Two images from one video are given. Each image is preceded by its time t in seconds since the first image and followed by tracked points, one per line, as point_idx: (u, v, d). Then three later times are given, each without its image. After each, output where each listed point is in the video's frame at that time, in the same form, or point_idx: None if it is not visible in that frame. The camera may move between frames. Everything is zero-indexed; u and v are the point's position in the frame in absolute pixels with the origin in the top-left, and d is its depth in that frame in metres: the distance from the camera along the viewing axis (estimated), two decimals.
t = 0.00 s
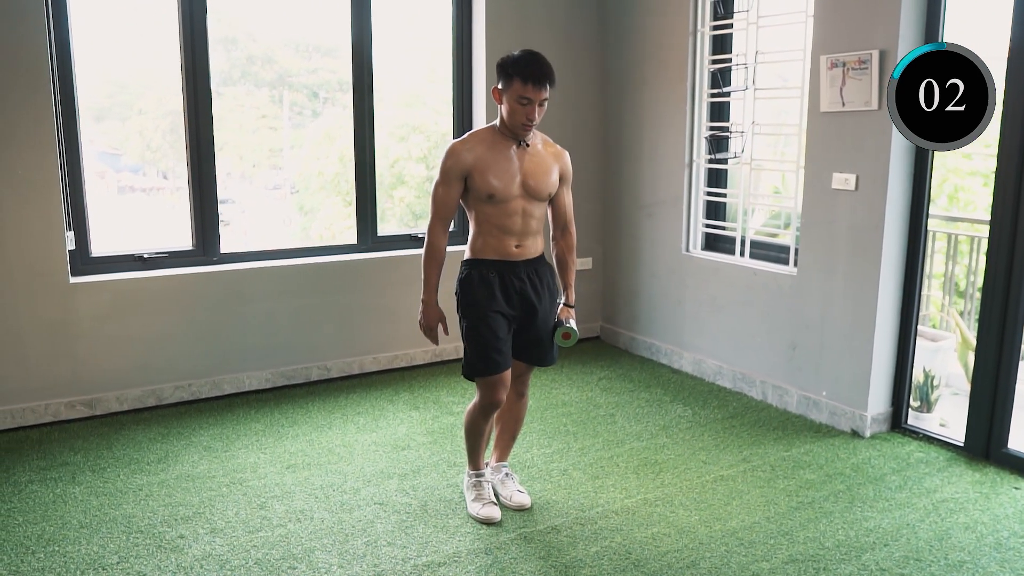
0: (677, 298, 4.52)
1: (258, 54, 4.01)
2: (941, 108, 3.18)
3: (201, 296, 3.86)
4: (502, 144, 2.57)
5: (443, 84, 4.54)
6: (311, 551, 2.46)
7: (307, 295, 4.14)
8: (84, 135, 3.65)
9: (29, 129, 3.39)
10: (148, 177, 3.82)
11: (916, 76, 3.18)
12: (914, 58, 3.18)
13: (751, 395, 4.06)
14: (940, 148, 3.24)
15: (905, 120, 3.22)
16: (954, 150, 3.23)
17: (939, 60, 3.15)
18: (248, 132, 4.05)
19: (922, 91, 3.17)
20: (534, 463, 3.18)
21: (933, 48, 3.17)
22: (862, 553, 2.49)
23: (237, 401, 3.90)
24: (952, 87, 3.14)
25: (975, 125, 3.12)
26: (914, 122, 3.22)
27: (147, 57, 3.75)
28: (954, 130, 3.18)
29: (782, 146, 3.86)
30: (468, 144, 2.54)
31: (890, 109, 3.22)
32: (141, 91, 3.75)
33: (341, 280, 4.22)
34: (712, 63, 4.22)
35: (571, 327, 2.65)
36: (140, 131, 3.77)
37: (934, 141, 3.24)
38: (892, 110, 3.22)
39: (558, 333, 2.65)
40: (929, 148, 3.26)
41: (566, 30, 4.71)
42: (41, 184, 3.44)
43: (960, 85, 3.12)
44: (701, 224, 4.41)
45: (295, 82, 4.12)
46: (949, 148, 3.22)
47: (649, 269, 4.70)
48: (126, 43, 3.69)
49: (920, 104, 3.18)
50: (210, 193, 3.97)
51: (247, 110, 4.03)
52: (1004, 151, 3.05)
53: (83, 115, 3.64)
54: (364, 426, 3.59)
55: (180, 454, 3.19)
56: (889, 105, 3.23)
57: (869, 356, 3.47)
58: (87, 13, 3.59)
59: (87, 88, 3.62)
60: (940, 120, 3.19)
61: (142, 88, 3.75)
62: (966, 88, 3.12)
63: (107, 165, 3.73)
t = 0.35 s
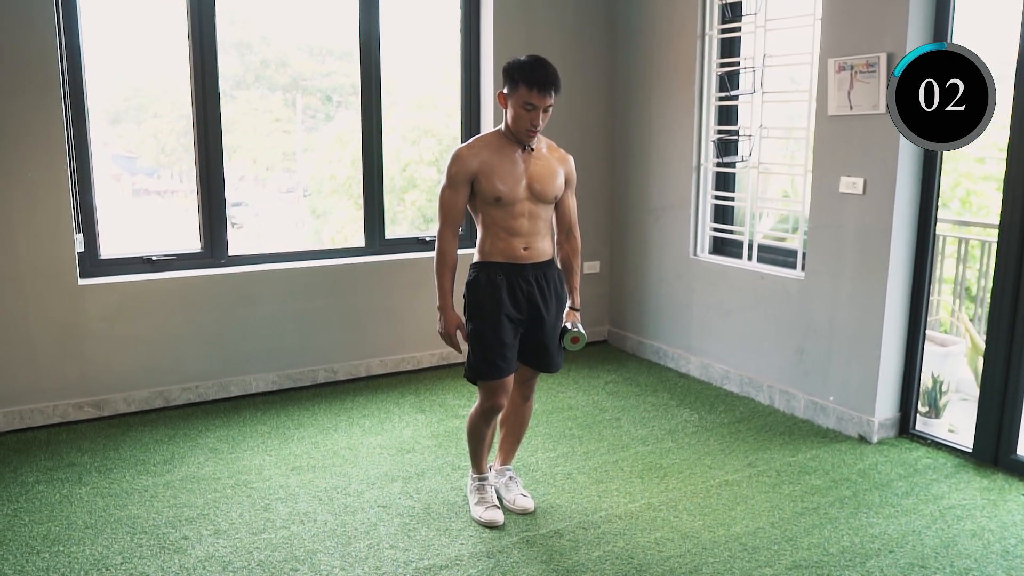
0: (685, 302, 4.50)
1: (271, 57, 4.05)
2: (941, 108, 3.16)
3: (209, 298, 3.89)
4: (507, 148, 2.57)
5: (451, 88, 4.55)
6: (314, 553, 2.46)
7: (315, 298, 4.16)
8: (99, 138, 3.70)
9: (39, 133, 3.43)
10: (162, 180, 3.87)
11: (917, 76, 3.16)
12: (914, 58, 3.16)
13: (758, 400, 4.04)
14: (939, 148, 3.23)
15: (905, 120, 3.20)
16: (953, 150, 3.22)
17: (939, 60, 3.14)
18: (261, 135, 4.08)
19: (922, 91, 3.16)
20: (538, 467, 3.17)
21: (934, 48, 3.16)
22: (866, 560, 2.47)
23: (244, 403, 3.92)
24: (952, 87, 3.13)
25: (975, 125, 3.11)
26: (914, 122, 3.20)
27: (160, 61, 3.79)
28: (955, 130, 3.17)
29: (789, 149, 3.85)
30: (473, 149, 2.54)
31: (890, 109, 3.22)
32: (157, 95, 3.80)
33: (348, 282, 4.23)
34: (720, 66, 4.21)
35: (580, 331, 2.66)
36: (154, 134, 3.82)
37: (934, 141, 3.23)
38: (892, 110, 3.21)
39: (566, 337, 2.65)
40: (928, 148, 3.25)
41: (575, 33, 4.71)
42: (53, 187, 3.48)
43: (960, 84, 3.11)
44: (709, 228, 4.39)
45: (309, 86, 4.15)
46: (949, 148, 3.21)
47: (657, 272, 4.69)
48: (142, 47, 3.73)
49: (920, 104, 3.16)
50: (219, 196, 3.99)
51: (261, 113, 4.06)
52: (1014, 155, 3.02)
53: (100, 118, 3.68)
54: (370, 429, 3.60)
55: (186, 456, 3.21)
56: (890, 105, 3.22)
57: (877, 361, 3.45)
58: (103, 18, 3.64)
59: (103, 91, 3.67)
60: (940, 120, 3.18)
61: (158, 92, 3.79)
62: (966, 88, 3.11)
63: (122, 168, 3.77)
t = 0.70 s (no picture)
0: (689, 304, 4.50)
1: (281, 60, 4.07)
2: (942, 108, 3.14)
3: (214, 299, 3.90)
4: (515, 147, 2.58)
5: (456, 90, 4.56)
6: (314, 553, 2.47)
7: (319, 299, 4.17)
8: (109, 140, 3.73)
9: (45, 135, 3.45)
10: (171, 182, 3.90)
11: (917, 76, 3.15)
12: (914, 58, 3.15)
13: (762, 403, 4.03)
14: (939, 148, 3.21)
15: (905, 120, 3.19)
16: (954, 149, 3.20)
17: (939, 60, 3.13)
18: (271, 137, 4.11)
19: (922, 91, 3.15)
20: (540, 469, 3.17)
21: (934, 48, 3.15)
22: (867, 563, 2.46)
23: (248, 404, 3.93)
24: (952, 87, 3.12)
25: (975, 125, 3.10)
26: (915, 123, 3.19)
27: (166, 64, 3.81)
28: (955, 130, 3.16)
29: (792, 151, 3.84)
30: (481, 146, 2.55)
31: (890, 109, 3.22)
32: (167, 97, 3.83)
33: (352, 284, 4.24)
34: (724, 68, 4.20)
35: (578, 335, 2.67)
36: (165, 136, 3.85)
37: (934, 141, 3.21)
38: (892, 111, 3.22)
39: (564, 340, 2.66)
40: (928, 148, 3.23)
41: (580, 36, 4.71)
42: (60, 188, 3.50)
43: (960, 84, 3.10)
44: (713, 230, 4.39)
45: (319, 89, 4.18)
46: (949, 148, 3.19)
47: (661, 274, 4.68)
48: (150, 49, 3.76)
49: (920, 104, 3.15)
50: (224, 198, 4.01)
51: (268, 116, 4.08)
52: (1018, 157, 3.00)
53: (111, 121, 3.72)
54: (373, 430, 3.60)
55: (189, 456, 3.22)
56: (891, 105, 3.22)
57: (881, 364, 3.43)
58: (110, 21, 3.67)
59: (111, 94, 3.70)
60: (940, 120, 3.16)
61: (167, 94, 3.83)
62: (966, 87, 3.10)
63: (132, 170, 3.80)
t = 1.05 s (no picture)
0: (690, 306, 4.49)
1: (288, 62, 4.09)
2: (942, 108, 3.14)
3: (216, 300, 3.92)
4: (517, 147, 2.58)
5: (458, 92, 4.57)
6: (311, 552, 2.48)
7: (321, 299, 4.18)
8: (116, 141, 3.75)
9: (48, 136, 3.48)
10: (179, 184, 3.93)
11: (917, 75, 3.15)
12: (914, 58, 3.15)
13: (762, 404, 4.03)
14: (940, 148, 3.20)
15: (905, 120, 3.18)
16: (954, 149, 3.20)
17: (939, 60, 3.12)
18: (277, 140, 4.13)
19: (922, 91, 3.15)
20: (538, 470, 3.17)
21: (934, 48, 3.14)
22: (863, 565, 2.46)
23: (249, 404, 3.95)
24: (952, 87, 3.11)
25: (975, 125, 3.10)
26: (915, 123, 3.18)
27: (169, 66, 3.83)
28: (955, 130, 3.15)
29: (793, 152, 3.84)
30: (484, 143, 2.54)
31: (890, 109, 3.21)
32: (174, 100, 3.86)
33: (353, 284, 4.25)
34: (725, 69, 4.21)
35: (562, 340, 2.63)
36: (172, 138, 3.88)
37: (934, 141, 3.20)
38: (892, 110, 3.21)
39: (549, 344, 2.65)
40: (929, 148, 3.23)
41: (581, 38, 4.71)
42: (63, 190, 3.53)
43: (960, 84, 3.09)
44: (714, 231, 4.39)
45: (326, 90, 4.20)
46: (949, 148, 3.19)
47: (663, 275, 4.68)
48: (155, 51, 3.79)
49: (920, 104, 3.14)
50: (226, 198, 4.03)
51: (276, 118, 4.10)
52: (1018, 159, 3.00)
53: (118, 123, 3.75)
54: (373, 430, 3.62)
55: (190, 455, 3.24)
56: (891, 104, 3.21)
57: (880, 366, 3.43)
58: (114, 22, 3.69)
59: (115, 96, 3.72)
60: (940, 120, 3.15)
61: (175, 97, 3.86)
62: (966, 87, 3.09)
63: (140, 172, 3.83)
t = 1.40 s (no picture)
0: (691, 306, 4.49)
1: (294, 63, 4.11)
2: (942, 108, 3.13)
3: (217, 300, 3.94)
4: (523, 161, 2.58)
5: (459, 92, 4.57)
6: (308, 550, 2.49)
7: (321, 298, 4.20)
8: (122, 142, 3.79)
9: (52, 136, 3.50)
10: (186, 185, 3.96)
11: (917, 76, 3.15)
12: (914, 58, 3.15)
13: (762, 404, 4.02)
14: (940, 148, 3.20)
15: (905, 120, 3.18)
16: (953, 149, 3.20)
17: (939, 60, 3.12)
18: (283, 141, 4.15)
19: (922, 91, 3.14)
20: (536, 469, 3.18)
21: (935, 48, 3.14)
22: (859, 564, 2.46)
23: (249, 403, 3.96)
24: (952, 88, 3.12)
25: (975, 125, 3.10)
26: (914, 123, 3.17)
27: (172, 67, 3.85)
28: (955, 130, 3.15)
29: (793, 152, 3.83)
30: (492, 152, 2.54)
31: (890, 109, 3.20)
32: (180, 100, 3.89)
33: (353, 283, 4.26)
34: (726, 69, 4.20)
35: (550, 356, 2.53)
36: (179, 139, 3.91)
37: (935, 141, 3.20)
38: (892, 111, 3.20)
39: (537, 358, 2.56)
40: (929, 148, 3.22)
41: (582, 38, 4.72)
42: (64, 189, 3.55)
43: (960, 84, 3.10)
44: (715, 231, 4.39)
45: (332, 92, 4.22)
46: (949, 148, 3.19)
47: (663, 275, 4.69)
48: (159, 52, 3.81)
49: (920, 104, 3.14)
50: (228, 199, 4.05)
51: (282, 119, 4.13)
52: (1017, 158, 2.99)
53: (124, 123, 3.77)
54: (372, 428, 3.63)
55: (189, 454, 3.25)
56: (891, 104, 3.20)
57: (879, 365, 3.43)
58: (116, 23, 3.71)
59: (121, 97, 3.75)
60: (940, 120, 3.15)
61: (180, 98, 3.88)
62: (965, 88, 3.09)
63: (147, 172, 3.86)
